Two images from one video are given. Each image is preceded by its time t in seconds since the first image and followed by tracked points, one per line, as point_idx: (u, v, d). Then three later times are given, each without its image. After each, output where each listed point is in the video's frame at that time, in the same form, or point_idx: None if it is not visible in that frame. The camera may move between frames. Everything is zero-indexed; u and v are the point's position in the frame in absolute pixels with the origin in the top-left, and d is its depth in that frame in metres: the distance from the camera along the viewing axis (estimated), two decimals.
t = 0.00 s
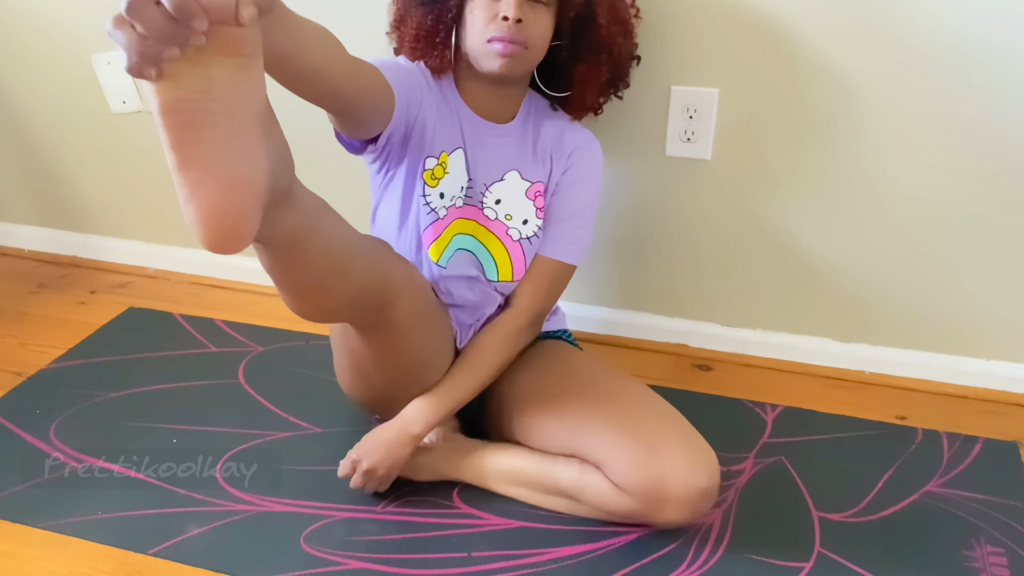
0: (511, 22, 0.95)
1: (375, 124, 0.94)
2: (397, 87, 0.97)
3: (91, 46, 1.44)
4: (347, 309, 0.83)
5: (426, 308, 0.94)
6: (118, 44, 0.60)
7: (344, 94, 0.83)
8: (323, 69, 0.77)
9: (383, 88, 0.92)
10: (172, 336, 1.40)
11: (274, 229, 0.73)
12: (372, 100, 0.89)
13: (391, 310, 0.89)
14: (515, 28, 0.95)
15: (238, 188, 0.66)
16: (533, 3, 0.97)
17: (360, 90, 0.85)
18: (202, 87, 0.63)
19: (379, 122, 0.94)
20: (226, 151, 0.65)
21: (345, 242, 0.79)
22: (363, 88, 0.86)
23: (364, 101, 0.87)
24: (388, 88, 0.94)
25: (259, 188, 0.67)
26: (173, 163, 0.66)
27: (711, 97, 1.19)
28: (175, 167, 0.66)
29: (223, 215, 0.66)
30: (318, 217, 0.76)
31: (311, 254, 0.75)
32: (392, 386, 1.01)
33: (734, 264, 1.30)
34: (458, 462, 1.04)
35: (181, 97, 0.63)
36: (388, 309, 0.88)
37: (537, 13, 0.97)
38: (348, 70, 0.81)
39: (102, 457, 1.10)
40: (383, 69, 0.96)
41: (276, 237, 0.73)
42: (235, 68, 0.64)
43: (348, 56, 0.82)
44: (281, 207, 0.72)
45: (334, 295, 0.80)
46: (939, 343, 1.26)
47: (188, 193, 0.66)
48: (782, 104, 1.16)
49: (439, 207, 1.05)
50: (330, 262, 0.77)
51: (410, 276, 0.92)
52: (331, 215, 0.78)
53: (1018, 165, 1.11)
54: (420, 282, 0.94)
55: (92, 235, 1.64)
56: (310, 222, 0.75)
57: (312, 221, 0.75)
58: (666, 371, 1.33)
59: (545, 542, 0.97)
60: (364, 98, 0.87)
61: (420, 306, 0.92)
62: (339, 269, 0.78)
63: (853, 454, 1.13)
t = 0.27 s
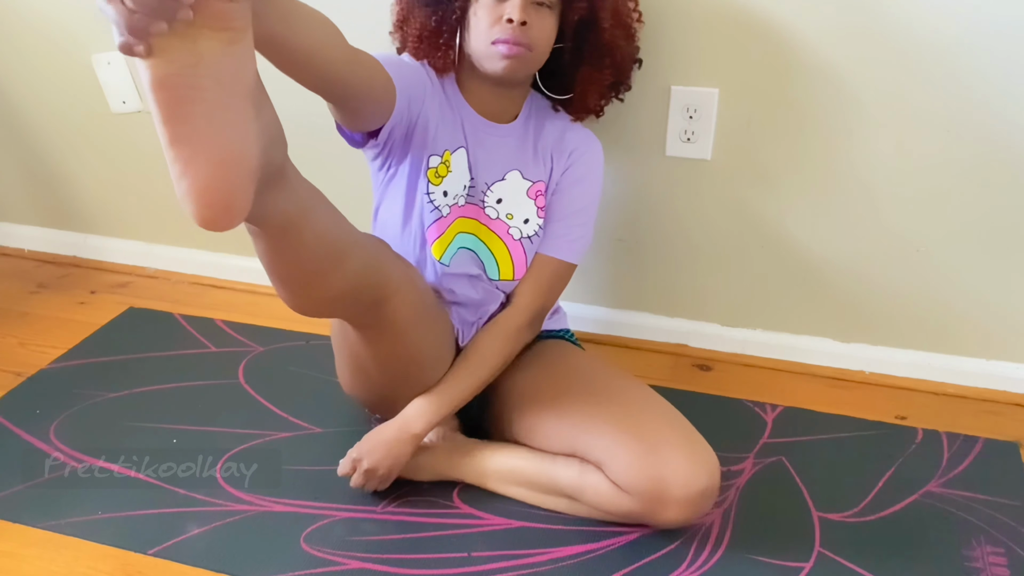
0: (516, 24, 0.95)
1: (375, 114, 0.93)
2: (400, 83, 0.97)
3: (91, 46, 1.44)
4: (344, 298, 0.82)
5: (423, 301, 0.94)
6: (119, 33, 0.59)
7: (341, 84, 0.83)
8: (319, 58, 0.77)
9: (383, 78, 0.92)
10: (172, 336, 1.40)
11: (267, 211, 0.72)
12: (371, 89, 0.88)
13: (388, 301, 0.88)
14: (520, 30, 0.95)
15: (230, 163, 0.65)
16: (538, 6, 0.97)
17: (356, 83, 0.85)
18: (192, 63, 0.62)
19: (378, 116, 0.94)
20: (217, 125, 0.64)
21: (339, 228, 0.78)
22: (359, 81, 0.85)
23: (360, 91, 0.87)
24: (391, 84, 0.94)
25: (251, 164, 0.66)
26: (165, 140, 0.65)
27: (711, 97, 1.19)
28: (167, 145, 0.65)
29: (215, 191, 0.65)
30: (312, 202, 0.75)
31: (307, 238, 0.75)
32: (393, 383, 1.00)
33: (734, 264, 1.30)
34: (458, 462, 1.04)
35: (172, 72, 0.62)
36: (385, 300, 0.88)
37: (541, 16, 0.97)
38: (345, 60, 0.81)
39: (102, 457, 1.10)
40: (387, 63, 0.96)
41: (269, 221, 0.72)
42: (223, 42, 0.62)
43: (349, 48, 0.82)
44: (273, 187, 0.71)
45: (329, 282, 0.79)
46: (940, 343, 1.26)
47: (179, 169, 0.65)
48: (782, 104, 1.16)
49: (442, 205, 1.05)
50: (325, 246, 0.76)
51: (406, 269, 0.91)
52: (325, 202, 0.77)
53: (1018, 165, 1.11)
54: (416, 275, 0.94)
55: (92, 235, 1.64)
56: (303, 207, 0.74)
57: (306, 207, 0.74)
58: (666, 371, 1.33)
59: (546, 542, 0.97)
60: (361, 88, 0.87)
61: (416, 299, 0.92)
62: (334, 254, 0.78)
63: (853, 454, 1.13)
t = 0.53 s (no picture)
0: (515, 28, 0.95)
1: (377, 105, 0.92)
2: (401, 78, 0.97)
3: (92, 46, 1.44)
4: (340, 292, 0.82)
5: (422, 299, 0.94)
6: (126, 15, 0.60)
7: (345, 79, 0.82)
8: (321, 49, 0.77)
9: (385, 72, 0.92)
10: (172, 336, 1.40)
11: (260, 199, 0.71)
12: (371, 82, 0.88)
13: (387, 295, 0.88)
14: (518, 34, 0.95)
15: (228, 145, 0.64)
16: (537, 10, 0.96)
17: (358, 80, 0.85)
18: (189, 40, 0.62)
19: (379, 107, 0.93)
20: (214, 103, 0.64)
21: (336, 223, 0.78)
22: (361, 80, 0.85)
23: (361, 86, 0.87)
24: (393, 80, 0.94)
25: (248, 146, 0.66)
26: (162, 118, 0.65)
27: (710, 97, 1.19)
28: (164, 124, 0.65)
29: (210, 171, 0.65)
30: (309, 196, 0.75)
31: (302, 229, 0.74)
32: (393, 381, 1.00)
33: (734, 264, 1.30)
34: (458, 462, 1.04)
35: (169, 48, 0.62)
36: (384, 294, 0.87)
37: (541, 20, 0.97)
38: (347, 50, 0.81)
39: (102, 457, 1.10)
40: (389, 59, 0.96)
41: (266, 210, 0.72)
42: (220, 18, 0.62)
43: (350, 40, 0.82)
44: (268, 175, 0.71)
45: (325, 275, 0.78)
46: (940, 343, 1.26)
47: (175, 148, 0.65)
48: (782, 104, 1.16)
49: (441, 200, 1.05)
50: (320, 238, 0.76)
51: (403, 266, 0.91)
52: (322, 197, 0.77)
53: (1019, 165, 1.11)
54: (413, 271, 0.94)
55: (93, 236, 1.64)
56: (301, 199, 0.74)
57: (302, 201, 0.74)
58: (666, 371, 1.33)
59: (545, 542, 0.97)
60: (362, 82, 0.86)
61: (415, 297, 0.92)
62: (331, 247, 0.77)
63: (853, 454, 1.13)
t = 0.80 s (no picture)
0: (513, 32, 0.95)
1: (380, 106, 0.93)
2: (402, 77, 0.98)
3: (92, 46, 1.44)
4: (341, 289, 0.81)
5: (420, 299, 0.94)
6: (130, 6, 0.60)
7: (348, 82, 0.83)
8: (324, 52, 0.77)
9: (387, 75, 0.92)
10: (172, 336, 1.40)
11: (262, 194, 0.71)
12: (372, 82, 0.88)
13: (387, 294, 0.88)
14: (517, 38, 0.95)
15: (230, 137, 0.64)
16: (537, 13, 0.96)
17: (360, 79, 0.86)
18: (194, 31, 0.62)
19: (384, 107, 0.94)
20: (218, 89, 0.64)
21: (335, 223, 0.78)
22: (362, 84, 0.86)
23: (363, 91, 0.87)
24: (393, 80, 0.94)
25: (253, 141, 0.66)
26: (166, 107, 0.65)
27: (711, 97, 1.19)
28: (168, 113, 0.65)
29: (212, 161, 0.64)
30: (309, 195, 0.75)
31: (304, 226, 0.74)
32: (394, 381, 1.00)
33: (734, 264, 1.30)
34: (459, 460, 1.04)
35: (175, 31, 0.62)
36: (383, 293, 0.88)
37: (541, 24, 0.97)
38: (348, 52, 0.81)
39: (102, 457, 1.10)
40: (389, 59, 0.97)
41: (267, 206, 0.72)
42: (225, 8, 0.63)
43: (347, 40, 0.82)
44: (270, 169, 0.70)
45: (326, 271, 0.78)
46: (940, 343, 1.26)
47: (179, 138, 0.65)
48: (782, 104, 1.16)
49: (443, 198, 1.05)
50: (320, 236, 0.76)
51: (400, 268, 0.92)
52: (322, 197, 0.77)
53: (1018, 166, 1.11)
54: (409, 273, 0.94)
55: (92, 236, 1.64)
56: (303, 195, 0.74)
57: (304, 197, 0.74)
58: (666, 371, 1.33)
59: (546, 542, 0.97)
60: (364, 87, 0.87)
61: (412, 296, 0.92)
62: (332, 245, 0.77)
63: (853, 454, 1.13)
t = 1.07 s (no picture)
0: (514, 27, 0.95)
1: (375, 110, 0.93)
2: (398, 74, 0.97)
3: (92, 46, 1.44)
4: (341, 283, 0.82)
5: (420, 292, 0.94)
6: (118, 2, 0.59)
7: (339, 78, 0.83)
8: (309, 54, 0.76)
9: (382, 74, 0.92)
10: (172, 336, 1.40)
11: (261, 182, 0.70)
12: (363, 86, 0.88)
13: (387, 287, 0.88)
14: (519, 33, 0.95)
15: (229, 131, 0.64)
16: (537, 8, 0.96)
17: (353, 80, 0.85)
18: (190, 31, 0.62)
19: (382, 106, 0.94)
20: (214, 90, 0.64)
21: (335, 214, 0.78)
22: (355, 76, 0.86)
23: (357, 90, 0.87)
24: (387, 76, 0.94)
25: (252, 135, 0.66)
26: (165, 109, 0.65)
27: (711, 97, 1.19)
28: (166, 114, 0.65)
29: (212, 156, 0.64)
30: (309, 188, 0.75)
31: (303, 215, 0.74)
32: (394, 379, 1.00)
33: (734, 263, 1.30)
34: (459, 460, 1.04)
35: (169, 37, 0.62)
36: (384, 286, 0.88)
37: (541, 18, 0.97)
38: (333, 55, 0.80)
39: (102, 457, 1.10)
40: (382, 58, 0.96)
41: (266, 196, 0.72)
42: (220, 7, 0.63)
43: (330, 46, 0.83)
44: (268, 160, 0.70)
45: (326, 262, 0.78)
46: (940, 343, 1.26)
47: (179, 135, 0.65)
48: (782, 104, 1.16)
49: (443, 198, 1.06)
50: (320, 226, 0.76)
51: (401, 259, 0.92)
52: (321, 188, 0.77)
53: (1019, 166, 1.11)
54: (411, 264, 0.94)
55: (93, 236, 1.64)
56: (302, 184, 0.74)
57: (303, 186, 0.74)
58: (666, 370, 1.33)
59: (545, 542, 0.97)
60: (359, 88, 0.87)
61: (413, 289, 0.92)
62: (332, 237, 0.77)
63: (853, 454, 1.13)
